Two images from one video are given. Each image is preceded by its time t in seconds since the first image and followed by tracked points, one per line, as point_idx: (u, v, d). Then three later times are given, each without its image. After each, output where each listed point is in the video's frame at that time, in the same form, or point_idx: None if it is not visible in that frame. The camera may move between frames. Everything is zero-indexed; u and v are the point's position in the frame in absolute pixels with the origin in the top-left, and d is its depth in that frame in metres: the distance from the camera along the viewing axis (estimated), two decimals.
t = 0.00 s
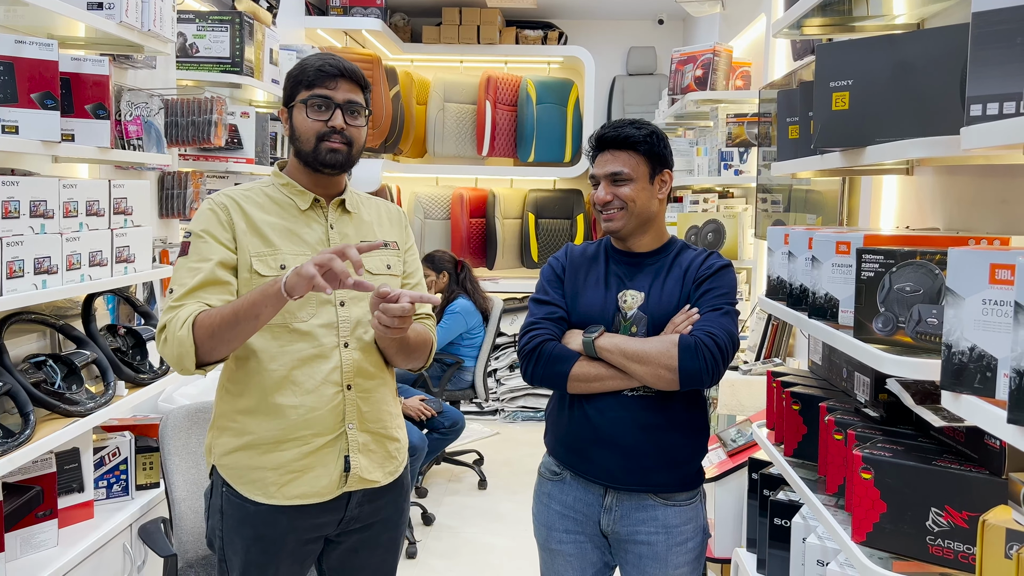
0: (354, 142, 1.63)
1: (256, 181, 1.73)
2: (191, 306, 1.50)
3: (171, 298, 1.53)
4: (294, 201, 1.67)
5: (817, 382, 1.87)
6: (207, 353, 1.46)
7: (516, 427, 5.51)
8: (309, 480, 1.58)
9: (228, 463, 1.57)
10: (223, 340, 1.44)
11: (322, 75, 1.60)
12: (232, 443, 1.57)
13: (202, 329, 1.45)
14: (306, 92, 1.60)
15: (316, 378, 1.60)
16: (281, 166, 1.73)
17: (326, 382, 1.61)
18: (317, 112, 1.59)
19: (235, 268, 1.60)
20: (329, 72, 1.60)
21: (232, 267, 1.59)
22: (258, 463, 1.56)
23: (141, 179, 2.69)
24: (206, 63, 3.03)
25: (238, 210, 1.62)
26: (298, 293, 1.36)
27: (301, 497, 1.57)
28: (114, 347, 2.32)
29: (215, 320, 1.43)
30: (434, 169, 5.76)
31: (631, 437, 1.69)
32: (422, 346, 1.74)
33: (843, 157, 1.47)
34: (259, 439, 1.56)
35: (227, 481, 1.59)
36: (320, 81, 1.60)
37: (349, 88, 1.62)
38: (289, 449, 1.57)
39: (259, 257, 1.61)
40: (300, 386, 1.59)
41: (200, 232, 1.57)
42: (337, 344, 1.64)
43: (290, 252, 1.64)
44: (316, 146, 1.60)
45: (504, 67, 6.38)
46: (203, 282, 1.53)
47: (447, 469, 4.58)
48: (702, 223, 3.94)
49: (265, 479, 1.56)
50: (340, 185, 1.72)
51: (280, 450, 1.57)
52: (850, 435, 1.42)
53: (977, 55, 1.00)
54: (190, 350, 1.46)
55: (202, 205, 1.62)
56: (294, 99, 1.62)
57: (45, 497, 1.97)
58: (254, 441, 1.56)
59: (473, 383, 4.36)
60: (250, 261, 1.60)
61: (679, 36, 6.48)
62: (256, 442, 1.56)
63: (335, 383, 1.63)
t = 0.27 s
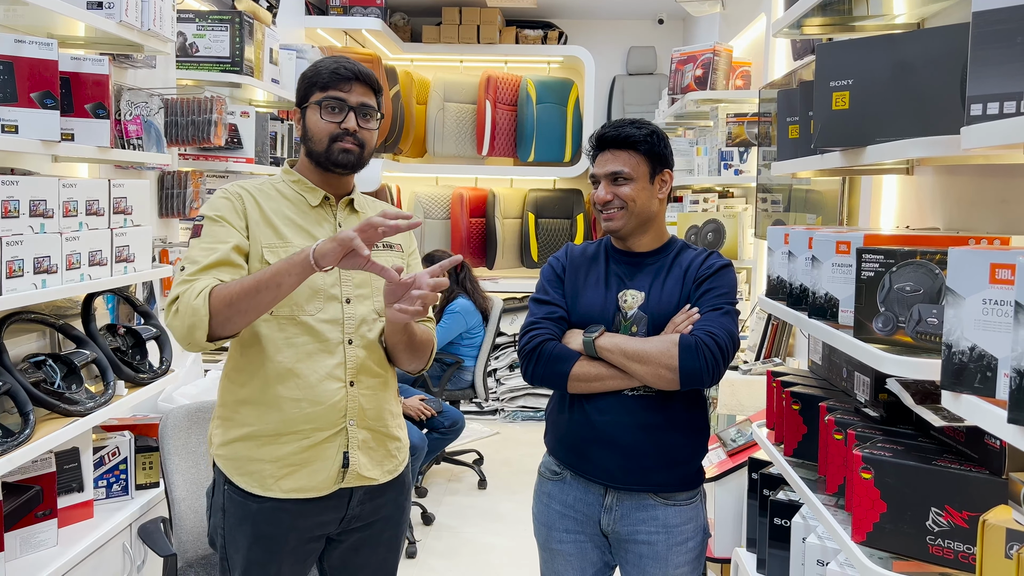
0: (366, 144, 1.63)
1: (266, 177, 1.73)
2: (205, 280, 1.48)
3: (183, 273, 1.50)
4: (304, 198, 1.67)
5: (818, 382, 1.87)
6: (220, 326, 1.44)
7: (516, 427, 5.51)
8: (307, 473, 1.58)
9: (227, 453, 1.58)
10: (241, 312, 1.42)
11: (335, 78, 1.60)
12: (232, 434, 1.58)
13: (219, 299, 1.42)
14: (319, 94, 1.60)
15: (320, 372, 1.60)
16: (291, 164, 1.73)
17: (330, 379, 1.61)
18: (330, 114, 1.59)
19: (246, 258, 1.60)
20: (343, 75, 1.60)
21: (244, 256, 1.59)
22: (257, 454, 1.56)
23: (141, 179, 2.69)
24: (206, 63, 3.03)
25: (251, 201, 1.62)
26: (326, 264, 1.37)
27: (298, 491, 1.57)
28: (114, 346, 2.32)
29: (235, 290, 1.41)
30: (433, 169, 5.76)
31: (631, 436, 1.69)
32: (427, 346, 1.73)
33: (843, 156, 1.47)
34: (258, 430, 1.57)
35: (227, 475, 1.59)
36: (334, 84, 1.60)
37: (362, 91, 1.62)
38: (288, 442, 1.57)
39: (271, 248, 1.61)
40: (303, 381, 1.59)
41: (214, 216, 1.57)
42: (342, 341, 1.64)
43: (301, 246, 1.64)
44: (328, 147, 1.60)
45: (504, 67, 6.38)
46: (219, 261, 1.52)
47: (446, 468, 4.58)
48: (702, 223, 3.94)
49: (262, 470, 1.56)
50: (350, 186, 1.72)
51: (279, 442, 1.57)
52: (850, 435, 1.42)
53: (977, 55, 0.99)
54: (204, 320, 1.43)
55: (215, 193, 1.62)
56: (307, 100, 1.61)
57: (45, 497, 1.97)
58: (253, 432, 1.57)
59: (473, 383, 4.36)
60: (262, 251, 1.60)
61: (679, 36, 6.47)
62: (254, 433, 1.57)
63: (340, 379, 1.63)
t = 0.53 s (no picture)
0: (372, 147, 1.63)
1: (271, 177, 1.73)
2: (221, 275, 1.47)
3: (198, 266, 1.49)
4: (310, 198, 1.67)
5: (818, 382, 1.87)
6: (234, 321, 1.43)
7: (515, 427, 5.51)
8: (310, 472, 1.58)
9: (231, 451, 1.57)
10: (258, 310, 1.42)
11: (345, 81, 1.59)
12: (233, 433, 1.58)
13: (236, 295, 1.42)
14: (328, 96, 1.60)
15: (324, 372, 1.60)
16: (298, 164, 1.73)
17: (334, 378, 1.61)
18: (338, 116, 1.59)
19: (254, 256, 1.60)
20: (354, 79, 1.60)
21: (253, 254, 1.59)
22: (261, 453, 1.56)
23: (141, 179, 2.69)
24: (207, 63, 3.03)
25: (260, 200, 1.63)
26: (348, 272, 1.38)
27: (302, 490, 1.56)
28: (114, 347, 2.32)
29: (255, 289, 1.41)
30: (434, 169, 5.76)
31: (631, 437, 1.69)
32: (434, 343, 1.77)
33: (843, 157, 1.47)
34: (263, 429, 1.56)
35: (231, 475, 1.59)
36: (343, 86, 1.60)
37: (371, 94, 1.62)
38: (292, 442, 1.57)
39: (278, 248, 1.61)
40: (308, 380, 1.59)
41: (224, 214, 1.57)
42: (347, 341, 1.64)
43: (308, 247, 1.64)
44: (335, 149, 1.60)
45: (504, 67, 6.38)
46: (230, 258, 1.51)
47: (447, 469, 4.58)
48: (702, 224, 3.94)
49: (266, 469, 1.56)
50: (355, 187, 1.72)
51: (282, 441, 1.57)
52: (850, 436, 1.42)
53: (977, 56, 0.99)
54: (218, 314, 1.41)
55: (223, 191, 1.61)
56: (316, 101, 1.61)
57: (45, 497, 1.97)
58: (255, 431, 1.57)
59: (473, 383, 4.36)
60: (270, 251, 1.60)
61: (679, 36, 6.47)
62: (258, 432, 1.57)
63: (345, 379, 1.62)
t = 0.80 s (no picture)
0: (376, 143, 1.63)
1: (274, 177, 1.73)
2: (207, 286, 1.48)
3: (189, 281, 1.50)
4: (314, 199, 1.67)
5: (819, 382, 1.87)
6: (218, 334, 1.44)
7: (516, 427, 5.51)
8: (322, 473, 1.57)
9: (242, 454, 1.56)
10: (234, 323, 1.41)
11: (346, 76, 1.60)
12: (248, 434, 1.57)
13: (215, 309, 1.42)
14: (330, 92, 1.60)
15: (333, 372, 1.60)
16: (302, 164, 1.73)
17: (343, 378, 1.61)
18: (341, 111, 1.59)
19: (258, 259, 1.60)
20: (354, 73, 1.60)
21: (255, 257, 1.59)
22: (273, 455, 1.55)
23: (142, 179, 2.69)
24: (207, 63, 3.03)
25: (262, 203, 1.62)
26: (311, 275, 1.32)
27: (314, 490, 1.56)
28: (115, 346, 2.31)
29: (227, 301, 1.40)
30: (435, 169, 5.76)
31: (633, 436, 1.68)
32: (441, 339, 1.73)
33: (845, 157, 1.46)
34: (274, 431, 1.56)
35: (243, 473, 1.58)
36: (343, 82, 1.60)
37: (372, 89, 1.62)
38: (304, 443, 1.57)
39: (282, 250, 1.61)
40: (317, 380, 1.58)
41: (223, 221, 1.57)
42: (355, 342, 1.64)
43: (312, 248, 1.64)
44: (338, 145, 1.60)
45: (505, 67, 6.38)
46: (224, 266, 1.51)
47: (447, 469, 4.57)
48: (703, 224, 3.93)
49: (279, 470, 1.55)
50: (359, 186, 1.72)
51: (295, 443, 1.56)
52: (852, 435, 1.42)
53: (980, 55, 0.99)
54: (201, 330, 1.43)
55: (224, 197, 1.61)
56: (317, 99, 1.62)
57: (45, 497, 1.97)
58: (268, 433, 1.56)
59: (473, 383, 4.36)
60: (273, 253, 1.60)
61: (680, 36, 6.47)
62: (270, 434, 1.56)
63: (353, 378, 1.62)
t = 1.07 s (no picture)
0: (377, 141, 1.63)
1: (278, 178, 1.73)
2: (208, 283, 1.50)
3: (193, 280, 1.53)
4: (317, 199, 1.67)
5: (821, 383, 1.87)
6: (216, 327, 1.45)
7: (517, 427, 5.51)
8: (328, 471, 1.57)
9: (249, 453, 1.57)
10: (230, 314, 1.43)
11: (345, 74, 1.59)
12: (254, 434, 1.57)
13: (212, 301, 1.44)
14: (330, 91, 1.60)
15: (336, 371, 1.60)
16: (306, 165, 1.73)
17: (346, 378, 1.61)
18: (341, 110, 1.59)
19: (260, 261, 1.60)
20: (354, 71, 1.60)
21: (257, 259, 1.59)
22: (279, 454, 1.56)
23: (143, 179, 2.69)
24: (209, 63, 3.03)
25: (264, 205, 1.62)
26: (299, 258, 1.35)
27: (319, 490, 1.56)
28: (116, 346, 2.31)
29: (222, 293, 1.42)
30: (436, 169, 5.76)
31: (635, 437, 1.68)
32: (444, 332, 1.68)
33: (848, 157, 1.46)
34: (279, 430, 1.56)
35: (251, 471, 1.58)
36: (344, 80, 1.60)
37: (372, 87, 1.62)
38: (308, 442, 1.57)
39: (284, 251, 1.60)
40: (320, 380, 1.58)
41: (224, 223, 1.57)
42: (357, 340, 1.63)
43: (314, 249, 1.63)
44: (340, 144, 1.60)
45: (506, 68, 6.38)
46: (224, 266, 1.53)
47: (448, 469, 4.57)
48: (704, 224, 3.93)
49: (285, 468, 1.55)
50: (363, 184, 1.71)
51: (300, 441, 1.57)
52: (855, 436, 1.42)
53: (985, 55, 0.99)
54: (199, 323, 1.45)
55: (227, 199, 1.61)
56: (318, 98, 1.61)
57: (46, 497, 1.97)
58: (273, 433, 1.56)
59: (474, 383, 4.36)
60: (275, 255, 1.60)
61: (681, 36, 6.46)
62: (275, 434, 1.56)
63: (356, 378, 1.62)
